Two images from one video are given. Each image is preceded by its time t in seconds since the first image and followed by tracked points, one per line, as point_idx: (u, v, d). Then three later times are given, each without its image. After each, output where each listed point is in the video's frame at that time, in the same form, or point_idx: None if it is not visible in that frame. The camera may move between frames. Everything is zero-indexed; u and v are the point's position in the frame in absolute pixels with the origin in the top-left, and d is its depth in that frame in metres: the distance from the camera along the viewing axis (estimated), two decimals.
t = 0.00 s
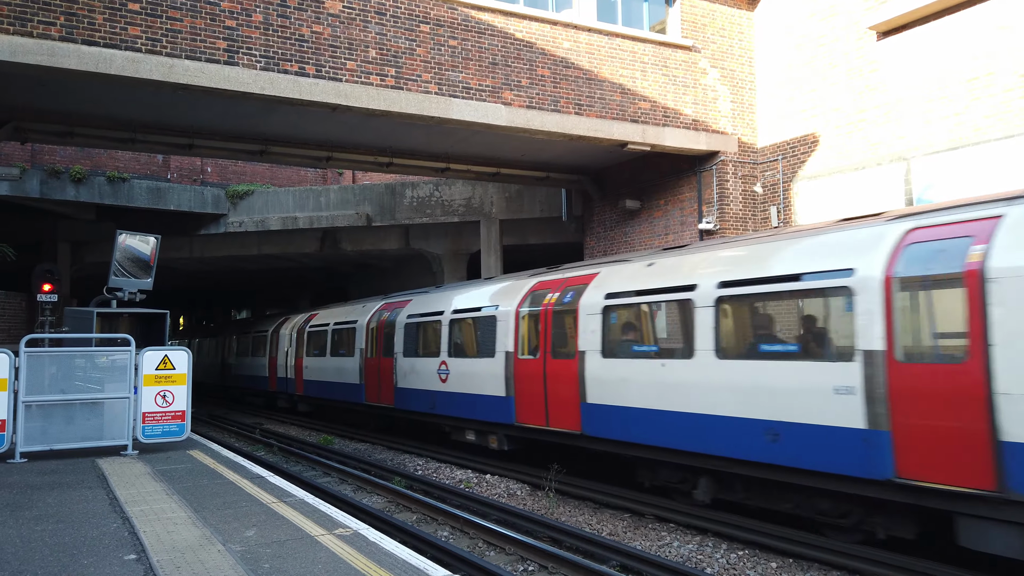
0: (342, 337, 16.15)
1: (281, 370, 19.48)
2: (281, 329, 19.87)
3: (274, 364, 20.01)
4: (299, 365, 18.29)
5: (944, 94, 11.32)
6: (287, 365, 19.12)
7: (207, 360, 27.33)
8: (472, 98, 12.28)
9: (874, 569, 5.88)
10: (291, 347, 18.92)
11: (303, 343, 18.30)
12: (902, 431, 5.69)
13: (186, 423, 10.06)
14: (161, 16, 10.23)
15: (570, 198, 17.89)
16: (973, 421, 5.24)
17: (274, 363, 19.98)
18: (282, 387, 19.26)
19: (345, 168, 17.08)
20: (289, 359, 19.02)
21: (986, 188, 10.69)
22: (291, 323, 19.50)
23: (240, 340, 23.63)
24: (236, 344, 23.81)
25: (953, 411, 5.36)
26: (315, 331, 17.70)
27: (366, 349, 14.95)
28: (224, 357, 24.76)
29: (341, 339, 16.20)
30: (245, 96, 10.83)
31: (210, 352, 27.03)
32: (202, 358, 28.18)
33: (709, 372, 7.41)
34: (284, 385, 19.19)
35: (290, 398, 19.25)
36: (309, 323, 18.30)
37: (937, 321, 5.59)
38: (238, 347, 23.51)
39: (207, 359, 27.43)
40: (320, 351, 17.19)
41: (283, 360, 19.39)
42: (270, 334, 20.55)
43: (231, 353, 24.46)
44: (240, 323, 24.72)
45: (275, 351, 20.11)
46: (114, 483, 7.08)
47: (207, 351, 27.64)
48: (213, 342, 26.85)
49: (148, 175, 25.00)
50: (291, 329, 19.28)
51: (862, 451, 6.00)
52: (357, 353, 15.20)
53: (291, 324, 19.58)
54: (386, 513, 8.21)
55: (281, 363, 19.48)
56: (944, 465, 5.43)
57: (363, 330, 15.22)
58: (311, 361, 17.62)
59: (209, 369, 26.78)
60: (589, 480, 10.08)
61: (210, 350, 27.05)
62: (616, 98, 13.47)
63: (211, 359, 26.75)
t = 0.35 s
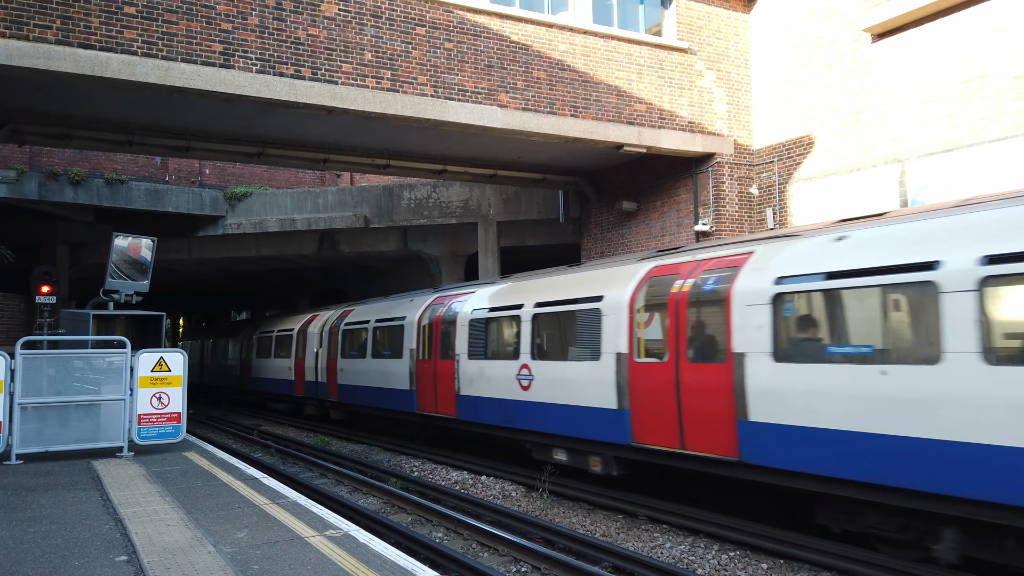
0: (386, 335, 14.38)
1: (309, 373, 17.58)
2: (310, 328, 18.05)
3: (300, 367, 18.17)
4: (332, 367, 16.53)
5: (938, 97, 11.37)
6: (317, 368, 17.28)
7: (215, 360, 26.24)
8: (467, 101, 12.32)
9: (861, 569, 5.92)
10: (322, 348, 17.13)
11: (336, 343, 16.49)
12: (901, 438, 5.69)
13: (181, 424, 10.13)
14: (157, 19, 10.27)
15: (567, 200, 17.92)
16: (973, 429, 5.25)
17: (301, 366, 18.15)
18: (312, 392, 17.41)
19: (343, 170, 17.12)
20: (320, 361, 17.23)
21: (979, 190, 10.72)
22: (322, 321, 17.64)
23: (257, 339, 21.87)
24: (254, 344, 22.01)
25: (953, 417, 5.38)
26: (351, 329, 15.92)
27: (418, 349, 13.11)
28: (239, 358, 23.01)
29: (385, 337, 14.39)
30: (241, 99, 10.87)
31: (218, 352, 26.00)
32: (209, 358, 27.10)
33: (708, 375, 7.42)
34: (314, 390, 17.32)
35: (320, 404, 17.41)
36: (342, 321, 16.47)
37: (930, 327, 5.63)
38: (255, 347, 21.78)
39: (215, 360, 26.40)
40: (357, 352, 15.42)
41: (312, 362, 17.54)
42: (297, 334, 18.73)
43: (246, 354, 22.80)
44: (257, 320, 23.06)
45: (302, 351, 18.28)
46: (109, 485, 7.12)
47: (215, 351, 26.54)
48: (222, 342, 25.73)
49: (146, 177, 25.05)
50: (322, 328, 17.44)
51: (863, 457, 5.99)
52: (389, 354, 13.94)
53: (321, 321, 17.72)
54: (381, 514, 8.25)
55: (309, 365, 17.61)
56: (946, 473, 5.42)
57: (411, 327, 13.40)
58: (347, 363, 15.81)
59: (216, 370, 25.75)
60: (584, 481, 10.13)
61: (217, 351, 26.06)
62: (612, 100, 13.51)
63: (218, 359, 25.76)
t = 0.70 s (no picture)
0: (445, 332, 12.27)
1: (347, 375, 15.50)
2: (346, 324, 15.99)
3: (334, 369, 16.13)
4: (375, 369, 14.47)
5: (939, 97, 11.34)
6: (356, 369, 15.23)
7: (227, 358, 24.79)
8: (468, 100, 12.30)
9: (860, 570, 5.90)
10: (362, 347, 15.14)
11: (380, 341, 14.42)
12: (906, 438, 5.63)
13: (180, 424, 10.12)
14: (157, 18, 10.26)
15: (567, 199, 17.90)
16: (979, 430, 5.19)
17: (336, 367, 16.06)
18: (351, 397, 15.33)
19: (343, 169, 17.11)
20: (359, 362, 15.16)
21: (981, 191, 10.68)
22: (361, 315, 15.59)
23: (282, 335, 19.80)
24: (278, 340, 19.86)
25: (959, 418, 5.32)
26: (398, 325, 13.88)
27: (417, 349, 13.06)
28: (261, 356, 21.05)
29: (445, 335, 12.26)
30: (241, 98, 10.86)
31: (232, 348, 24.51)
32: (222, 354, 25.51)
33: (711, 375, 7.37)
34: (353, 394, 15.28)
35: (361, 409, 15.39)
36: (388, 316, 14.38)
37: (939, 324, 5.58)
38: (280, 344, 19.68)
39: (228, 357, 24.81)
40: (408, 351, 13.40)
41: (349, 362, 15.53)
42: (331, 330, 16.66)
43: (268, 352, 20.73)
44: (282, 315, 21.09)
45: (337, 350, 16.22)
46: (106, 484, 7.11)
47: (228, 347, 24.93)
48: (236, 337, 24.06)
49: (147, 176, 25.04)
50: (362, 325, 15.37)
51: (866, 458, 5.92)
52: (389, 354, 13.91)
53: (360, 315, 15.68)
54: (380, 514, 8.23)
55: (347, 366, 15.58)
56: (949, 476, 5.38)
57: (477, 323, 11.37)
58: (394, 364, 13.78)
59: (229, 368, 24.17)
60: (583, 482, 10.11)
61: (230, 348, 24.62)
62: (612, 100, 13.49)
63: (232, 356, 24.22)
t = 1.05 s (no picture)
0: (524, 327, 10.28)
1: (393, 375, 13.58)
2: (390, 319, 14.06)
3: (377, 369, 14.19)
4: (429, 370, 12.48)
5: (940, 97, 11.33)
6: (404, 369, 13.33)
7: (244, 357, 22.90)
8: (469, 99, 12.29)
9: (860, 570, 5.90)
10: (412, 344, 13.21)
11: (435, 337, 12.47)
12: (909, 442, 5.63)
13: (180, 422, 10.12)
14: (157, 16, 10.25)
15: (568, 198, 17.89)
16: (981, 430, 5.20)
17: (380, 366, 14.08)
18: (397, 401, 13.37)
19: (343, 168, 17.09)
20: (408, 361, 13.23)
21: (983, 190, 10.65)
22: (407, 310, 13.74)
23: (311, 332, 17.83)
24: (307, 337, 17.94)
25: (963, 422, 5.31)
26: (456, 319, 11.94)
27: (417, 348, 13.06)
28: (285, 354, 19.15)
29: (526, 329, 10.24)
30: (241, 97, 10.85)
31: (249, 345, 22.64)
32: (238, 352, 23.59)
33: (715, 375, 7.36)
34: (399, 398, 13.34)
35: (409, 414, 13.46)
36: (445, 309, 12.42)
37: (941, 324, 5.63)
38: (308, 341, 17.77)
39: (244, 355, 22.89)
40: (472, 349, 11.41)
41: (393, 361, 13.62)
42: (371, 327, 14.76)
43: (294, 349, 18.79)
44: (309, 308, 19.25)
45: (380, 348, 14.30)
46: (106, 483, 7.11)
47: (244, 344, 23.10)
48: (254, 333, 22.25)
49: (147, 175, 25.04)
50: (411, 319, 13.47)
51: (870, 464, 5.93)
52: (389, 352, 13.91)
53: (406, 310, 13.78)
54: (380, 513, 8.22)
55: (392, 365, 13.65)
56: (952, 476, 5.40)
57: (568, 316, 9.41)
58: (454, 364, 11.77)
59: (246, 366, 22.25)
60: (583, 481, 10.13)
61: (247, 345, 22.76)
62: (613, 99, 13.48)
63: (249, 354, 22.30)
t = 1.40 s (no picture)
0: (640, 322, 8.39)
1: (455, 380, 11.77)
2: (447, 315, 12.27)
3: (434, 372, 12.35)
4: (503, 373, 10.68)
5: (940, 98, 11.34)
6: (467, 372, 11.56)
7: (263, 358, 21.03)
8: (469, 100, 12.30)
9: (861, 570, 5.90)
10: (478, 343, 11.39)
11: (509, 335, 10.64)
12: (904, 445, 5.63)
13: (180, 423, 10.13)
14: (158, 17, 10.27)
15: (568, 199, 17.89)
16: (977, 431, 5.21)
17: (440, 370, 12.20)
18: (463, 409, 11.54)
19: (344, 169, 17.11)
20: (473, 363, 11.41)
21: (983, 191, 10.66)
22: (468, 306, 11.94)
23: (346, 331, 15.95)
24: (343, 337, 16.01)
25: (957, 423, 5.32)
26: (536, 314, 10.15)
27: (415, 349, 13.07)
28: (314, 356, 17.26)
29: (641, 325, 8.37)
30: (242, 98, 10.86)
31: (269, 346, 20.75)
32: (256, 353, 21.66)
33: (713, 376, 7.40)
34: (464, 406, 11.54)
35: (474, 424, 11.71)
36: (523, 302, 10.55)
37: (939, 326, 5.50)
38: (345, 342, 15.87)
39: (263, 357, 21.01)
40: (563, 349, 9.57)
41: (454, 364, 11.80)
42: (423, 325, 12.95)
43: (325, 350, 16.91)
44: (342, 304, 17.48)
45: (435, 349, 12.47)
46: (105, 483, 7.11)
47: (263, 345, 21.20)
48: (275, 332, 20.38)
49: (148, 176, 25.07)
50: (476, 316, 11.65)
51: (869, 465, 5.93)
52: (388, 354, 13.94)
53: (468, 305, 11.94)
54: (379, 514, 8.23)
55: (453, 367, 11.84)
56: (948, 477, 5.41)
57: (708, 310, 7.46)
58: (537, 366, 9.97)
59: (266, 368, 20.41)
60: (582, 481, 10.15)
61: (267, 345, 20.89)
62: (613, 100, 13.49)
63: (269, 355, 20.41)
